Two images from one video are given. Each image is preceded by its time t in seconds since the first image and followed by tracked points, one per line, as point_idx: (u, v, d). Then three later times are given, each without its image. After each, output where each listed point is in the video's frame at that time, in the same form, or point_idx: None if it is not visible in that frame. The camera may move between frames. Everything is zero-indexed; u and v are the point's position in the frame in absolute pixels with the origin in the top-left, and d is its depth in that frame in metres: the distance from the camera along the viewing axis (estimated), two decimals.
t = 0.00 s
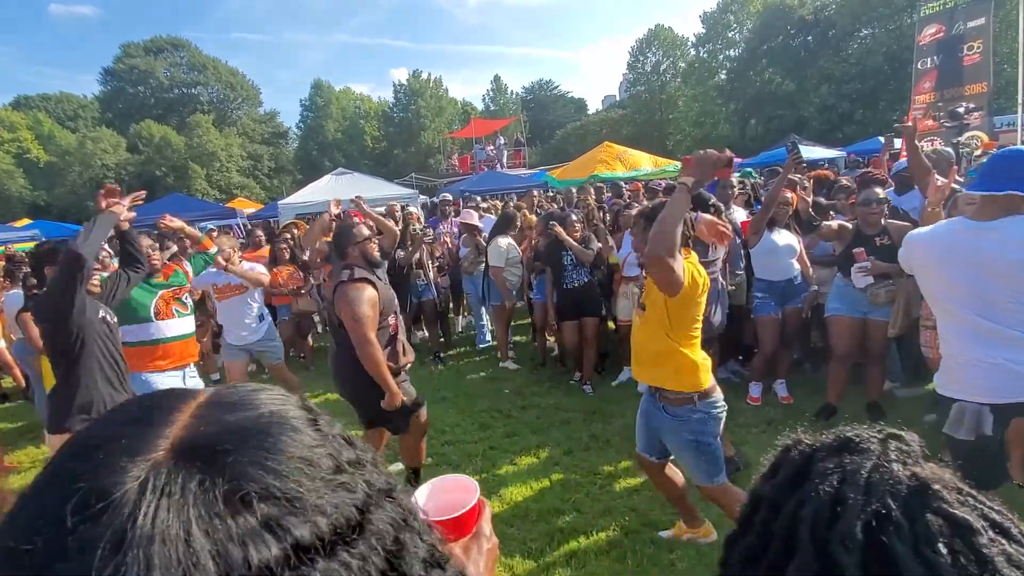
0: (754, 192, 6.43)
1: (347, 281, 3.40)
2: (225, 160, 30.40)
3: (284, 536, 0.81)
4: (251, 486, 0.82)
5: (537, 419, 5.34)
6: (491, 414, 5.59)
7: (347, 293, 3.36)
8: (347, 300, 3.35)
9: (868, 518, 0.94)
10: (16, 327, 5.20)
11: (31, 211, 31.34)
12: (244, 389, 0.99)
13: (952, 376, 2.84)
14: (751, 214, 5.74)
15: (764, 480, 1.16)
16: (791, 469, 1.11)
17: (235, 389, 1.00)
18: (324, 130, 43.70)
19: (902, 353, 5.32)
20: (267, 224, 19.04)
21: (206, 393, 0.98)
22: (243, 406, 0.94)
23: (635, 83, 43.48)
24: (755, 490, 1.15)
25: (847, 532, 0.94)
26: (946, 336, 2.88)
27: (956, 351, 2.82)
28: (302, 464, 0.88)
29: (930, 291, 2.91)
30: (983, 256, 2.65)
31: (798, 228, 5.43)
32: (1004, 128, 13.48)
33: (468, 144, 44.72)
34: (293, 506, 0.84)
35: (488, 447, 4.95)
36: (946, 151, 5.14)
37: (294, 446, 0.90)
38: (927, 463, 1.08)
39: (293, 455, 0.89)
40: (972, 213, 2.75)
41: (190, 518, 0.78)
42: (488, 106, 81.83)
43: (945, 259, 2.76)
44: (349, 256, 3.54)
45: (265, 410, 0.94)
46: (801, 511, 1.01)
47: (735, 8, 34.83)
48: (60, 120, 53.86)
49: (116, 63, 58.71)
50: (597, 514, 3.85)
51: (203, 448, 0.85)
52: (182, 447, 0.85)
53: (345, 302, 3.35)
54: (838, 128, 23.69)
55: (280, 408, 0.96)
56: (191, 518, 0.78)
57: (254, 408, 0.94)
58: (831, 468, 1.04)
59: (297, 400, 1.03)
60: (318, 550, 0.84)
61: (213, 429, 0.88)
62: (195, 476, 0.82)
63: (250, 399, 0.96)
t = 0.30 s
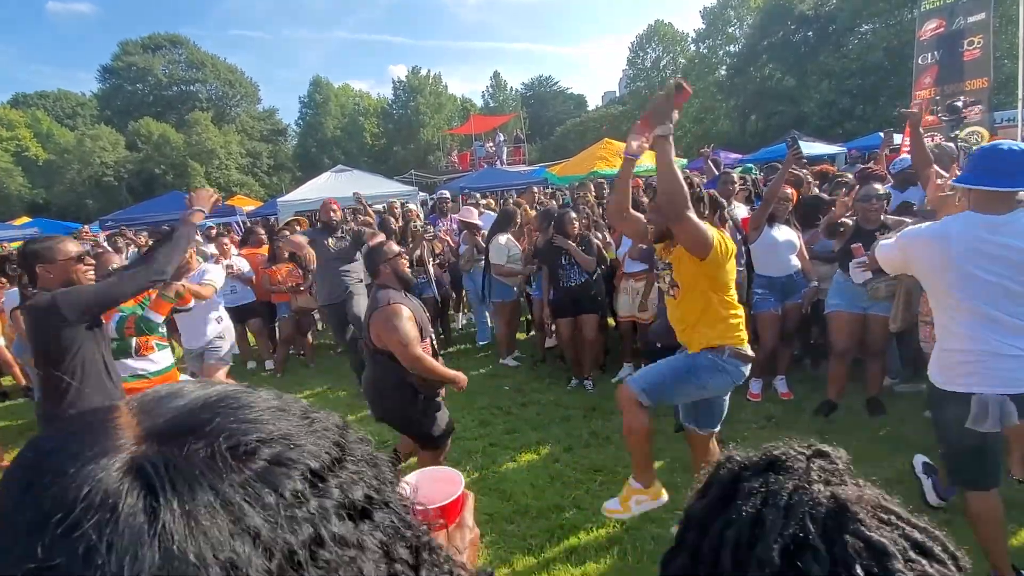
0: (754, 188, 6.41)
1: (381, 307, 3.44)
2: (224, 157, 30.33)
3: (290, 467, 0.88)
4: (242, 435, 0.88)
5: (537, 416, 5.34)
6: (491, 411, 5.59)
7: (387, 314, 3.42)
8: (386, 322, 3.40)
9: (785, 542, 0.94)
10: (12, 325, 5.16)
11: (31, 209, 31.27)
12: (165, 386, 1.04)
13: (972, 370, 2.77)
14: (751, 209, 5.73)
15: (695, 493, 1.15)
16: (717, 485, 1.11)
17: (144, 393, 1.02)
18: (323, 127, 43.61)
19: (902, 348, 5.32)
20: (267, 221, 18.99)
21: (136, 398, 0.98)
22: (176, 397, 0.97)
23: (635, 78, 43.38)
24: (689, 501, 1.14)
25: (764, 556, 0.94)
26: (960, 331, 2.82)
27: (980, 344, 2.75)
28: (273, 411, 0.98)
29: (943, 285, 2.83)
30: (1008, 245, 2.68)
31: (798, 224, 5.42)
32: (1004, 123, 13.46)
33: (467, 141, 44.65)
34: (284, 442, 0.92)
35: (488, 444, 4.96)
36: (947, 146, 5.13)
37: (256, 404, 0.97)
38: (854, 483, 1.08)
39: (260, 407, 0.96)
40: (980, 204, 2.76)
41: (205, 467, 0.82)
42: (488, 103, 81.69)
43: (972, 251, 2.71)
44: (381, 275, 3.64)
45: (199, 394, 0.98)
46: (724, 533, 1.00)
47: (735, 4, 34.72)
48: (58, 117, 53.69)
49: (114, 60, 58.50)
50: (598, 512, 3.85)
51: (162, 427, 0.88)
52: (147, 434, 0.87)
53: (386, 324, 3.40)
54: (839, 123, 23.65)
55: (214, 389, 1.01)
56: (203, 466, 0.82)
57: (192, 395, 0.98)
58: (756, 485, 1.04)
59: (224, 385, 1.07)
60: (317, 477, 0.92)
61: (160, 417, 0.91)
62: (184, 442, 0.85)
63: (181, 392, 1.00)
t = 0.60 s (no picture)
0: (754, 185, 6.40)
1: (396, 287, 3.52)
2: (224, 154, 30.29)
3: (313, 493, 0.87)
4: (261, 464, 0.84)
5: (536, 413, 5.35)
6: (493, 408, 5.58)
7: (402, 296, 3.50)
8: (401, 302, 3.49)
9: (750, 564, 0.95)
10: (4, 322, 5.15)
11: (29, 207, 31.25)
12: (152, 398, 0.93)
13: (958, 370, 2.75)
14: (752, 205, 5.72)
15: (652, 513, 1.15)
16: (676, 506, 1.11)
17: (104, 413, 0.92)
18: (323, 124, 43.55)
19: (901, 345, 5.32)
20: (266, 219, 18.97)
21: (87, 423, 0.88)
22: (162, 416, 0.88)
23: (635, 75, 43.31)
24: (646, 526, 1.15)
25: None
26: (942, 330, 2.79)
27: (964, 342, 2.75)
28: (281, 429, 0.93)
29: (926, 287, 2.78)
30: (985, 245, 2.71)
31: (798, 220, 5.41)
32: (1003, 119, 13.45)
33: (467, 138, 44.65)
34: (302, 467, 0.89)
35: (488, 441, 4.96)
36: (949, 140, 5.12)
37: (263, 423, 0.92)
38: (803, 487, 1.08)
39: (267, 426, 0.91)
40: (954, 207, 2.72)
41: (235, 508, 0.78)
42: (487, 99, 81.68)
43: (964, 251, 2.68)
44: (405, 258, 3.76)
45: (200, 415, 0.89)
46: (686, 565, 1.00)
47: None
48: (57, 114, 53.62)
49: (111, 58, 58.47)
50: (598, 508, 3.85)
51: (166, 458, 0.80)
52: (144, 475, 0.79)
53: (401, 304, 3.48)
54: (839, 119, 23.63)
55: (208, 403, 0.92)
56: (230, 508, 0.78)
57: (189, 413, 0.89)
58: (712, 507, 1.03)
59: (191, 389, 0.98)
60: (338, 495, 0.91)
61: (157, 448, 0.82)
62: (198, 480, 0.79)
63: (167, 408, 0.90)
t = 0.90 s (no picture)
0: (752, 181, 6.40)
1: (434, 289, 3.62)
2: (221, 151, 30.21)
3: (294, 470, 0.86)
4: (216, 463, 0.82)
5: (534, 410, 5.36)
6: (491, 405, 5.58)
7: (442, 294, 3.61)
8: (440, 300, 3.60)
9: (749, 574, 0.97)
10: None
11: (25, 204, 31.14)
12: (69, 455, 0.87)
13: (901, 353, 3.26)
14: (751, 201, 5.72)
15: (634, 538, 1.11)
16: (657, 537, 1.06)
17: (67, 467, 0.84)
18: (320, 121, 43.47)
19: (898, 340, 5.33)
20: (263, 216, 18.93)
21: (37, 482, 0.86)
22: (79, 465, 0.82)
23: (632, 71, 43.24)
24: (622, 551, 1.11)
25: None
26: (892, 321, 3.24)
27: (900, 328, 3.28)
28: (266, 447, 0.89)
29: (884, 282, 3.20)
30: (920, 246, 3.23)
31: (795, 216, 5.41)
32: (1000, 115, 13.47)
33: (465, 134, 44.61)
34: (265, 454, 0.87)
35: (487, 438, 4.96)
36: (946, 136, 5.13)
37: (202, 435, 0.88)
38: (771, 489, 1.13)
39: (206, 435, 0.87)
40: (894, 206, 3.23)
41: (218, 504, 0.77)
42: (484, 96, 81.53)
43: (911, 251, 3.17)
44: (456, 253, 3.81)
45: (130, 446, 0.84)
46: None
47: None
48: (53, 112, 53.46)
49: (108, 54, 58.29)
50: (597, 505, 3.86)
51: (160, 498, 0.76)
52: (103, 510, 0.76)
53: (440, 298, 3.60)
54: (836, 115, 23.63)
55: (129, 436, 0.86)
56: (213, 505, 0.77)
57: (114, 448, 0.84)
58: (698, 518, 1.04)
59: (149, 423, 0.90)
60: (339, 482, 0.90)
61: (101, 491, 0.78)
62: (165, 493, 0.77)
63: (81, 455, 0.84)
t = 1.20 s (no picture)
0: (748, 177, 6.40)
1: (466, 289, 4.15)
2: (218, 151, 30.13)
3: (329, 517, 0.99)
4: (265, 505, 0.95)
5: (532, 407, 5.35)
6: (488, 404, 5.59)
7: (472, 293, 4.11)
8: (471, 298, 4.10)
9: (778, 519, 0.97)
10: None
11: (22, 204, 31.07)
12: (141, 471, 1.01)
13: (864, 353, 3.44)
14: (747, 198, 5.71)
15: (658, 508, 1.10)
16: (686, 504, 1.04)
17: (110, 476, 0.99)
18: (317, 119, 43.36)
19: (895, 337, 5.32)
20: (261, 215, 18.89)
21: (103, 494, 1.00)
22: (155, 487, 0.96)
23: (631, 68, 43.17)
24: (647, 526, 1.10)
25: (770, 544, 0.95)
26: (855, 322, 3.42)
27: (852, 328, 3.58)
28: (271, 474, 1.01)
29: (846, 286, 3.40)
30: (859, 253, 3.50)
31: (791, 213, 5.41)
32: (998, 112, 13.43)
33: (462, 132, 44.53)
34: (307, 499, 1.01)
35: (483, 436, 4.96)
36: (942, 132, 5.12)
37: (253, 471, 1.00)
38: (787, 443, 1.13)
39: (257, 475, 0.99)
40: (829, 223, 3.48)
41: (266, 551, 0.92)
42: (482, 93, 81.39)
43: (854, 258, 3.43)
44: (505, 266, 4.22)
45: (197, 476, 0.97)
46: (722, 544, 0.98)
47: None
48: (49, 111, 53.30)
49: (103, 53, 58.10)
50: (593, 502, 3.86)
51: (172, 530, 0.91)
52: (172, 540, 0.91)
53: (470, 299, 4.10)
54: (834, 112, 23.61)
55: (196, 462, 0.99)
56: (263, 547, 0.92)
57: (186, 473, 0.97)
58: (724, 471, 1.04)
59: (168, 450, 1.04)
60: (324, 507, 1.01)
61: (168, 519, 0.92)
62: (226, 530, 0.92)
63: (156, 477, 0.97)
